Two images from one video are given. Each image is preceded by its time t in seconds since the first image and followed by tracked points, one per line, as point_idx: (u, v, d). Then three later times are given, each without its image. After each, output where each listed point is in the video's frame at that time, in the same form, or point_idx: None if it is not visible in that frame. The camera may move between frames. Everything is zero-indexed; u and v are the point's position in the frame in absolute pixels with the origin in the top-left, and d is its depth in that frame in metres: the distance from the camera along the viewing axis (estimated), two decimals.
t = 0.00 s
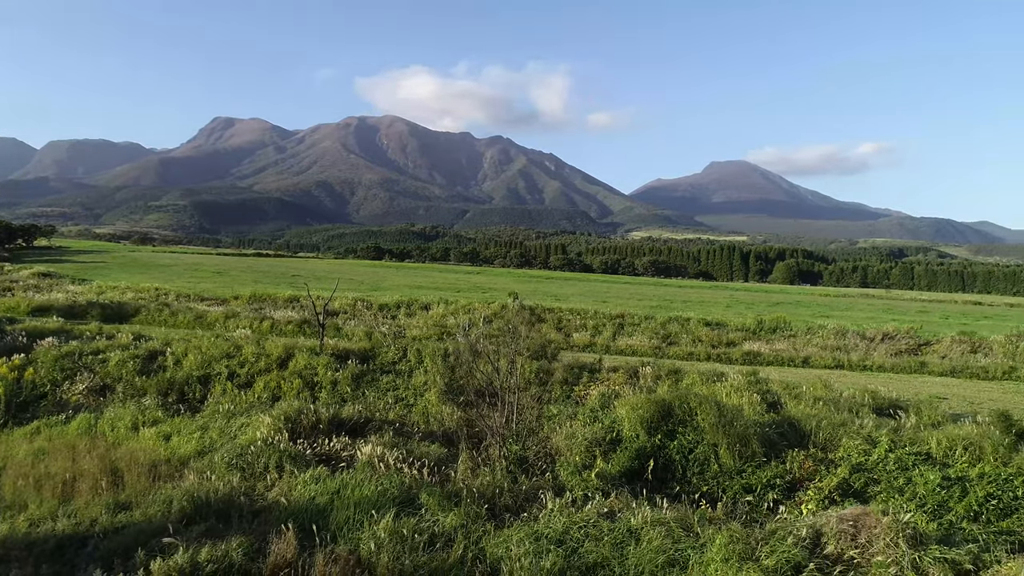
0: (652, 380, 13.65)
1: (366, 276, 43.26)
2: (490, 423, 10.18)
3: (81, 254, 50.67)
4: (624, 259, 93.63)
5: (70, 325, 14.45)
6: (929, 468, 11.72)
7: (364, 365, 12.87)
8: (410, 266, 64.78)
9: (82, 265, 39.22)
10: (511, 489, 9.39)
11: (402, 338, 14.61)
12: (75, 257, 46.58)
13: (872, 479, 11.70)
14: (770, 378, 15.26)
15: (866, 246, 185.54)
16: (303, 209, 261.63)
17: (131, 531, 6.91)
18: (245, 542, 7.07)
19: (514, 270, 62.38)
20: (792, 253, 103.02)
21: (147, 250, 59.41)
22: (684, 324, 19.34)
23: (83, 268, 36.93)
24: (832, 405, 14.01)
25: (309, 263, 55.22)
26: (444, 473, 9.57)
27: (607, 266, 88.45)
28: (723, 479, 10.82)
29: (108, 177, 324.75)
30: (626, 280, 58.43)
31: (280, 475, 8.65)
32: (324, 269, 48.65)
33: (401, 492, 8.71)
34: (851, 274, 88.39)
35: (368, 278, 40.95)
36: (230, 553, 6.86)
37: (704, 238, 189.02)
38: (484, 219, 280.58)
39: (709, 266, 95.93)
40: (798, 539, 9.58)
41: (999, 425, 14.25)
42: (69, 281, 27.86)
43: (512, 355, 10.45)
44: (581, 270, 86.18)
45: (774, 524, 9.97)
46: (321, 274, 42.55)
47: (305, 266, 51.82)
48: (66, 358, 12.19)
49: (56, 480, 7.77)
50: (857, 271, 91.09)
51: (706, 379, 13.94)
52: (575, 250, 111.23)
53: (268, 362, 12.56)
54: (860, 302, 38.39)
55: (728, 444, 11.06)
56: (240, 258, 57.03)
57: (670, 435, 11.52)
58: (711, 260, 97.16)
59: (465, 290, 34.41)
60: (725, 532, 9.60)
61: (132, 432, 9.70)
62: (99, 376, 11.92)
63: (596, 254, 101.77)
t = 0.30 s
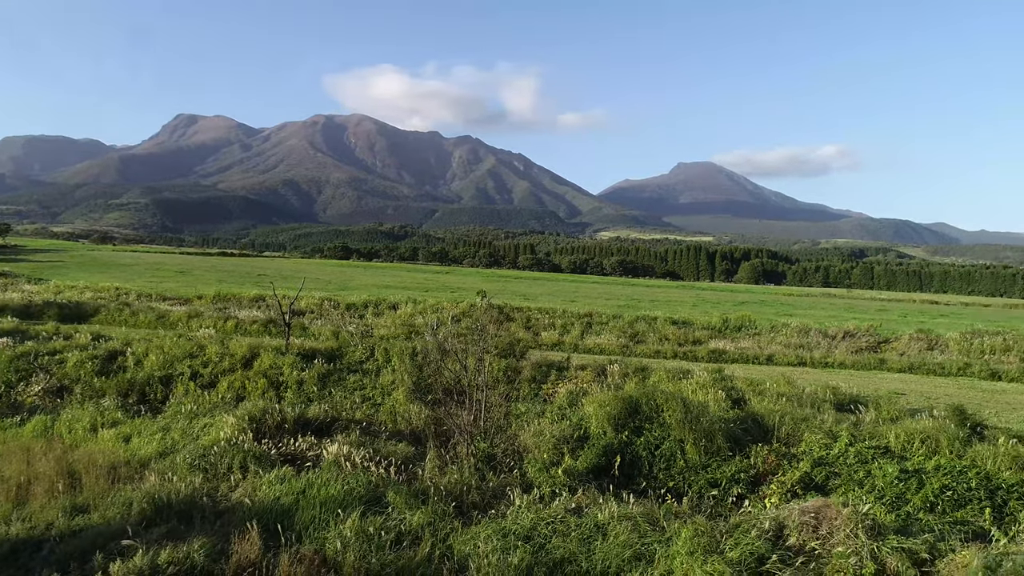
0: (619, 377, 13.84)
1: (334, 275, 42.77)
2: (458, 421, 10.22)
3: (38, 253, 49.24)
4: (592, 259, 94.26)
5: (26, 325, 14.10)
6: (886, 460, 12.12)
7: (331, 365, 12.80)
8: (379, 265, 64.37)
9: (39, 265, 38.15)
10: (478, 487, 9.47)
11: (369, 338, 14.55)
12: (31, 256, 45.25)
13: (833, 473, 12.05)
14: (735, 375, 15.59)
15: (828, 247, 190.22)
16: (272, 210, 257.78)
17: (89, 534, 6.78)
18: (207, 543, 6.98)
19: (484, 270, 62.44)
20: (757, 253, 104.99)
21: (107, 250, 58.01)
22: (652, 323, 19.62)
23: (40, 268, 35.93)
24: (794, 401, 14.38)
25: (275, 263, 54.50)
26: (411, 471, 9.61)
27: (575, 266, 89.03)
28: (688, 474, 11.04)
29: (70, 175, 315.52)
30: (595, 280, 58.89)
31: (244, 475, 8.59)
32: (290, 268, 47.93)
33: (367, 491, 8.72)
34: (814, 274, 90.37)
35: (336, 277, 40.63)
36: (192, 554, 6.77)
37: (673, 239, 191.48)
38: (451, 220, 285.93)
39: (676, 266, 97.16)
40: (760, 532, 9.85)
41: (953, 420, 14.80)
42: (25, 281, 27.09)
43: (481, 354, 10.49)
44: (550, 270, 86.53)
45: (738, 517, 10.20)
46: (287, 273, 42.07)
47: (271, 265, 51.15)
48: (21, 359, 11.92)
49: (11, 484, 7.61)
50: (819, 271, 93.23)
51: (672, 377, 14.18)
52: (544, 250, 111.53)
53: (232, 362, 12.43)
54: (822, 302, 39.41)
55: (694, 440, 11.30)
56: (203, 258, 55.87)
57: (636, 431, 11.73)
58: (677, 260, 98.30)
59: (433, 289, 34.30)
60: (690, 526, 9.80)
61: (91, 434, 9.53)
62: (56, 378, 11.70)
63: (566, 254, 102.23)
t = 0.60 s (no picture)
0: (585, 376, 14.01)
1: (300, 275, 42.20)
2: (424, 420, 10.26)
3: None
4: (559, 259, 94.67)
5: None
6: (846, 455, 12.62)
7: (295, 365, 12.71)
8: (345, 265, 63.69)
9: None
10: (445, 485, 9.52)
11: (335, 337, 14.46)
12: None
13: (794, 467, 12.41)
14: (699, 373, 15.89)
15: (790, 248, 194.65)
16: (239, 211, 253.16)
17: (43, 538, 6.65)
18: (168, 546, 6.89)
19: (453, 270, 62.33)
20: (721, 254, 106.87)
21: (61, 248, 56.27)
22: (618, 322, 19.86)
23: None
24: (756, 397, 14.74)
25: (238, 262, 53.53)
26: (377, 471, 9.62)
27: (543, 266, 89.43)
28: (654, 470, 11.25)
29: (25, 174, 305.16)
30: (563, 279, 59.24)
31: (205, 476, 8.49)
32: (253, 267, 47.05)
33: (332, 491, 8.70)
34: (776, 274, 92.30)
35: (302, 277, 40.14)
36: (151, 557, 6.68)
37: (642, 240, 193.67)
38: (417, 220, 283.41)
39: (642, 265, 98.22)
40: (724, 526, 10.13)
41: (909, 415, 15.35)
42: None
43: (448, 353, 10.52)
44: (517, 270, 86.67)
45: (702, 512, 10.46)
46: (251, 272, 41.41)
47: (234, 264, 50.25)
48: None
49: None
50: (781, 271, 95.26)
51: (638, 375, 14.40)
52: (512, 249, 111.60)
53: (193, 362, 12.25)
54: (785, 301, 40.33)
55: (659, 436, 11.53)
56: (162, 257, 54.55)
57: (603, 428, 11.91)
58: (644, 260, 99.43)
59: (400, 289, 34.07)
60: (655, 521, 10.00)
61: (45, 437, 9.36)
62: (9, 379, 11.44)
63: (534, 253, 102.46)
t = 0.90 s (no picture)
0: (552, 374, 14.16)
1: (265, 274, 41.53)
2: (391, 419, 10.30)
3: None
4: (527, 259, 94.98)
5: None
6: (806, 449, 13.03)
7: (259, 364, 12.63)
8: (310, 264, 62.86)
9: None
10: (411, 483, 9.56)
11: (299, 337, 14.39)
12: None
13: (756, 462, 12.74)
14: (665, 370, 16.19)
15: (754, 250, 198.75)
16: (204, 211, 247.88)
17: None
18: (126, 548, 6.80)
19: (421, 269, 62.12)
20: (687, 254, 108.57)
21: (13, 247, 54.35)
22: (585, 321, 20.10)
23: None
24: (720, 394, 15.08)
25: (200, 262, 52.42)
26: (343, 470, 9.63)
27: (511, 266, 89.70)
28: (620, 466, 11.44)
29: None
30: (532, 279, 59.52)
31: (166, 478, 8.39)
32: (216, 267, 46.25)
33: (297, 491, 8.66)
34: (740, 274, 94.08)
35: (267, 277, 39.57)
36: (109, 560, 6.58)
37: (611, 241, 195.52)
38: (383, 220, 275.31)
39: (609, 265, 99.17)
40: (688, 520, 10.38)
41: (867, 411, 15.88)
42: None
43: (415, 352, 10.55)
44: (485, 270, 86.72)
45: (666, 506, 10.70)
46: (214, 272, 40.64)
47: (196, 264, 49.23)
48: None
49: None
50: (745, 271, 97.18)
51: (604, 372, 14.62)
52: (480, 249, 111.59)
53: (154, 362, 12.09)
54: (749, 300, 41.16)
55: (625, 433, 11.75)
56: (120, 255, 53.15)
57: (569, 426, 12.09)
58: (610, 260, 100.40)
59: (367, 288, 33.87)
60: (621, 515, 10.20)
61: None
62: None
63: (502, 253, 102.62)
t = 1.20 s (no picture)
0: (521, 372, 14.30)
1: (230, 274, 40.86)
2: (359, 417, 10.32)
3: None
4: (495, 259, 95.21)
5: None
6: (769, 444, 13.37)
7: (223, 364, 12.60)
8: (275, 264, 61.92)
9: None
10: (379, 482, 9.58)
11: (265, 336, 14.34)
12: None
13: (722, 457, 13.03)
14: (632, 368, 16.46)
15: (719, 251, 202.59)
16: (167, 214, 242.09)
17: None
18: (85, 551, 6.68)
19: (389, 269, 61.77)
20: (653, 254, 110.11)
21: None
22: (553, 320, 20.30)
23: None
24: (686, 390, 15.40)
25: (160, 261, 51.24)
26: (310, 469, 9.61)
27: (479, 267, 89.79)
28: (588, 462, 11.59)
29: None
30: (500, 279, 59.70)
31: (127, 480, 8.28)
32: (178, 267, 45.30)
33: (262, 490, 8.62)
34: (706, 274, 95.67)
35: (231, 277, 38.95)
36: (67, 563, 6.47)
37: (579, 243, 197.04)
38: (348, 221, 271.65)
39: (576, 265, 100.05)
40: (654, 513, 10.59)
41: (827, 406, 16.38)
42: None
43: (383, 350, 10.57)
44: (453, 270, 86.76)
45: (634, 501, 10.90)
46: (176, 272, 39.79)
47: (156, 264, 48.10)
48: None
49: None
50: (710, 271, 98.89)
51: (572, 371, 14.80)
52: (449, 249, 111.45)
53: (114, 363, 12.00)
54: (715, 300, 41.91)
55: (593, 430, 11.92)
56: (76, 255, 51.70)
57: (538, 424, 12.24)
58: (578, 260, 101.20)
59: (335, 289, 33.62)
60: (589, 511, 10.34)
61: None
62: None
63: (470, 254, 102.64)
